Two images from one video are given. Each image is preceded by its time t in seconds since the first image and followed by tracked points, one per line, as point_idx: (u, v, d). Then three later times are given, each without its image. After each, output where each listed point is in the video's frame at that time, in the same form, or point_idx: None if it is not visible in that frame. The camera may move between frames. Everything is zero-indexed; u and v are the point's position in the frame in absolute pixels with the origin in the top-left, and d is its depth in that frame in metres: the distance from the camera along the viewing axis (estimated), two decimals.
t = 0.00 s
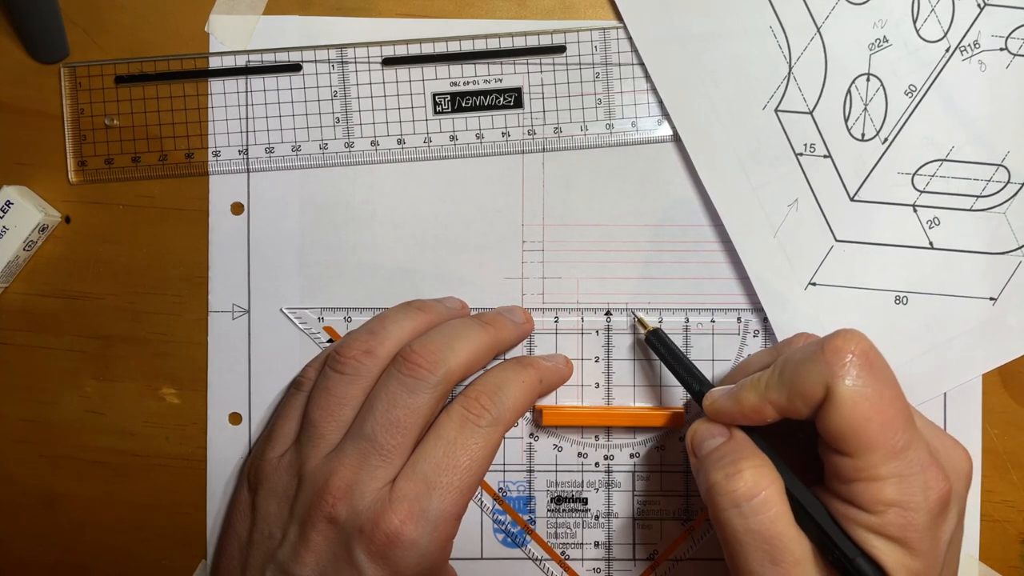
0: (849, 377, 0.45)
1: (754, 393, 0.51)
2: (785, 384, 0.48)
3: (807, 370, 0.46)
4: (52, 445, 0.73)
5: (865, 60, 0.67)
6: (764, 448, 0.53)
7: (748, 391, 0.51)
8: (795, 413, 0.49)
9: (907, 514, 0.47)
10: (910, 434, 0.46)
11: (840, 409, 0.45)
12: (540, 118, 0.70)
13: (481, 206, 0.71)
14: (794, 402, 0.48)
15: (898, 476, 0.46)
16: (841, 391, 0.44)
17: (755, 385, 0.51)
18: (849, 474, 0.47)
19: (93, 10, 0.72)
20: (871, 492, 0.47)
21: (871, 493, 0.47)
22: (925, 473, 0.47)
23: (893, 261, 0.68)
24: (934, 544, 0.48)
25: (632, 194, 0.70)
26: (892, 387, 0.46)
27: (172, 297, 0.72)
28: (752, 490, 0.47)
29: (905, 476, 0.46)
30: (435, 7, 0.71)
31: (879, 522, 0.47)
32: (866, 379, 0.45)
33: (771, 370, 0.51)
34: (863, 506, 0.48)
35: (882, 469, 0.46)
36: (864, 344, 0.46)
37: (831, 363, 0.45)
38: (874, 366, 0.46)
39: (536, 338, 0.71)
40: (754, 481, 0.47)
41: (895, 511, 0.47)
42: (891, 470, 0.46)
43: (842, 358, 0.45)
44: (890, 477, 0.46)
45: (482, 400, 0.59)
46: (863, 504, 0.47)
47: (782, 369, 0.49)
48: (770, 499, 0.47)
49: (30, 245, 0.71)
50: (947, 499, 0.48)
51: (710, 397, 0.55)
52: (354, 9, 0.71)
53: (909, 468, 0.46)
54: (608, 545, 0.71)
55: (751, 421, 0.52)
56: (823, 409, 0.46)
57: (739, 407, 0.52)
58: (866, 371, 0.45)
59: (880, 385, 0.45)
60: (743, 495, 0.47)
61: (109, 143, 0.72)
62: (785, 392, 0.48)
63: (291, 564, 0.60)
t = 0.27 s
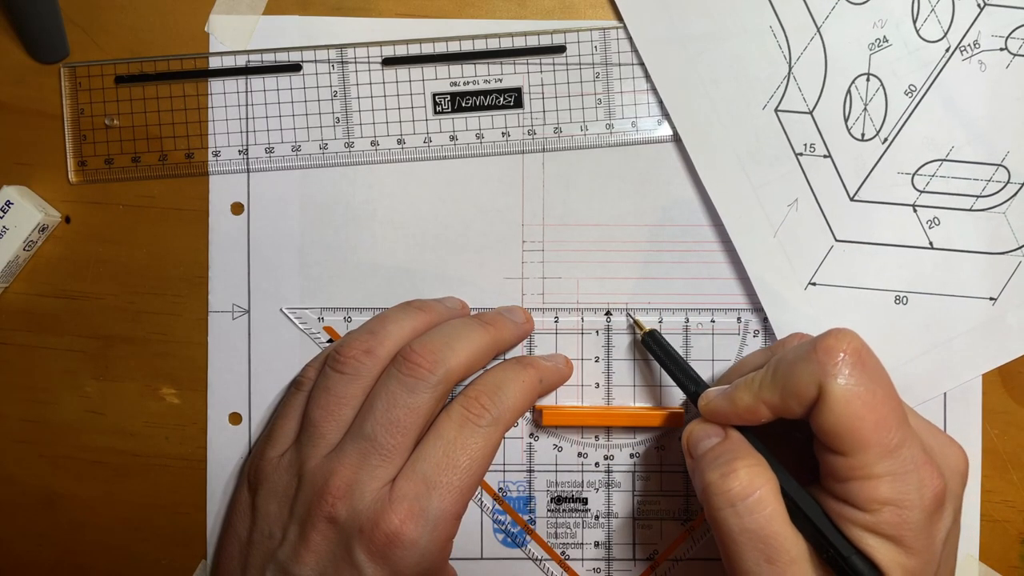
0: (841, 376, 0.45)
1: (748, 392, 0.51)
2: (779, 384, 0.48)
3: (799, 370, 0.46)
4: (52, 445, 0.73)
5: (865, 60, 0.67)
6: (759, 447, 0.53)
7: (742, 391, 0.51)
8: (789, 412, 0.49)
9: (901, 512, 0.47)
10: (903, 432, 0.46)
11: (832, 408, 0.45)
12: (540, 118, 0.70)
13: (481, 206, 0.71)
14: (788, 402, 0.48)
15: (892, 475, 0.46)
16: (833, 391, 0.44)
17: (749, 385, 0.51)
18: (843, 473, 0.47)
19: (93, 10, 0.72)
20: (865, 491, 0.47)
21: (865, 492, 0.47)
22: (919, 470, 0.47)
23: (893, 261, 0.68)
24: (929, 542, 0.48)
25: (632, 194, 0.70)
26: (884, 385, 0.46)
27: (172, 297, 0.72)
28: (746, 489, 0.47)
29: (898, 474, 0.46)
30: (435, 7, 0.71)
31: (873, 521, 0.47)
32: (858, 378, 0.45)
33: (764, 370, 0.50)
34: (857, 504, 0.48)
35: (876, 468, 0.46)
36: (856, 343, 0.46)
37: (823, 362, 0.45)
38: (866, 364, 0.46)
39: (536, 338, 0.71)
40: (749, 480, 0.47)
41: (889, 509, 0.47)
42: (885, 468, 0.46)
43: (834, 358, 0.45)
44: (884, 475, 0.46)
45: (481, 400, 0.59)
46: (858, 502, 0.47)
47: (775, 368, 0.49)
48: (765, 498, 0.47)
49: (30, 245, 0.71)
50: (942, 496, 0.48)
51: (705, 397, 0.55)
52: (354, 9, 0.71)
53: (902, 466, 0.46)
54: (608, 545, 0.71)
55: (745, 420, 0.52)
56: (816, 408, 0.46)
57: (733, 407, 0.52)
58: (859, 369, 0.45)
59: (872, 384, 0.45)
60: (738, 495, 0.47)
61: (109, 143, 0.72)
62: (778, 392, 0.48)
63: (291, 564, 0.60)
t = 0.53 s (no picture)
0: (845, 378, 0.45)
1: (750, 393, 0.51)
2: (782, 385, 0.48)
3: (803, 372, 0.47)
4: (52, 445, 0.73)
5: (864, 59, 0.67)
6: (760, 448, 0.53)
7: (744, 391, 0.51)
8: (792, 413, 0.49)
9: (903, 515, 0.47)
10: (906, 435, 0.46)
11: (835, 409, 0.45)
12: (540, 118, 0.70)
13: (482, 207, 0.71)
14: (791, 403, 0.48)
15: (894, 477, 0.46)
16: (837, 392, 0.44)
17: (752, 385, 0.51)
18: (846, 474, 0.47)
19: (93, 10, 0.72)
20: (867, 493, 0.47)
21: (868, 495, 0.47)
22: (922, 473, 0.47)
23: (892, 260, 0.68)
24: (930, 545, 0.48)
25: (632, 194, 0.70)
26: (888, 388, 0.46)
27: (172, 297, 0.72)
28: (749, 492, 0.47)
29: (901, 477, 0.46)
30: (435, 8, 0.71)
31: (875, 523, 0.47)
32: (861, 380, 0.45)
33: (768, 371, 0.50)
34: (859, 506, 0.48)
35: (878, 470, 0.46)
36: (859, 345, 0.46)
37: (827, 363, 0.45)
38: (871, 367, 0.46)
39: (536, 338, 0.71)
40: (750, 482, 0.47)
41: (891, 512, 0.47)
42: (887, 470, 0.46)
43: (837, 359, 0.45)
44: (886, 477, 0.46)
45: (481, 400, 0.59)
46: (859, 505, 0.47)
47: (778, 369, 0.49)
48: (766, 499, 0.47)
49: (30, 245, 0.71)
50: (943, 501, 0.48)
51: (707, 396, 0.55)
52: (354, 9, 0.71)
53: (906, 469, 0.46)
54: (608, 545, 0.71)
55: (748, 421, 0.52)
56: (819, 409, 0.46)
57: (735, 407, 0.52)
58: (862, 371, 0.45)
59: (876, 386, 0.45)
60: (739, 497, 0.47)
61: (109, 143, 0.72)
62: (781, 392, 0.48)
63: (291, 565, 0.60)
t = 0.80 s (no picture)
0: (868, 393, 0.44)
1: (764, 401, 0.51)
2: (800, 397, 0.48)
3: (823, 380, 0.46)
4: (52, 445, 0.73)
5: (863, 59, 0.67)
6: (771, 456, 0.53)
7: (759, 399, 0.51)
8: (808, 423, 0.48)
9: (921, 529, 0.47)
10: (925, 450, 0.46)
11: (857, 424, 0.45)
12: (539, 118, 0.70)
13: (481, 207, 0.71)
14: (810, 414, 0.48)
15: (912, 492, 0.46)
16: (861, 406, 0.44)
17: (767, 394, 0.51)
18: (863, 488, 0.48)
19: (93, 10, 0.72)
20: (885, 508, 0.47)
21: (891, 508, 0.47)
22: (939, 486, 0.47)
23: (889, 260, 0.68)
24: (943, 556, 0.48)
25: (632, 194, 0.70)
26: (909, 402, 0.46)
27: (172, 297, 0.72)
28: (767, 508, 0.47)
29: (919, 492, 0.46)
30: (434, 7, 0.71)
31: (891, 537, 0.47)
32: (885, 395, 0.44)
33: (785, 380, 0.50)
34: (874, 521, 0.48)
35: (897, 486, 0.46)
36: (883, 354, 0.45)
37: (850, 376, 0.45)
38: (892, 379, 0.45)
39: (536, 338, 0.71)
40: (764, 498, 0.47)
41: (907, 526, 0.47)
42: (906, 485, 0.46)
43: (860, 372, 0.45)
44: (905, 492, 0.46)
45: (483, 401, 0.60)
46: (874, 518, 0.48)
47: (795, 378, 0.49)
48: (778, 515, 0.47)
49: (30, 245, 0.71)
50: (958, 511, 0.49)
51: (720, 402, 0.55)
52: (354, 9, 0.71)
53: (924, 483, 0.46)
54: (608, 545, 0.71)
55: (762, 429, 0.52)
56: (838, 422, 0.46)
57: (748, 415, 0.52)
58: (886, 384, 0.45)
59: (899, 400, 0.45)
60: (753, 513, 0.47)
61: (109, 143, 0.72)
62: (798, 403, 0.48)
63: (291, 565, 0.60)
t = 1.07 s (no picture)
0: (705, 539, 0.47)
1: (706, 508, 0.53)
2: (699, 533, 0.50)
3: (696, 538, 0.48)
4: (52, 445, 0.73)
5: (863, 58, 0.67)
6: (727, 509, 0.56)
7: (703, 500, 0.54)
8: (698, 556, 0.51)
9: None
10: None
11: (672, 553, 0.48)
12: (539, 118, 0.70)
13: (481, 207, 0.71)
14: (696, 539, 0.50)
15: None
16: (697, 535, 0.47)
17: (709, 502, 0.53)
18: None
19: (93, 10, 0.72)
20: None
21: None
22: None
23: (889, 259, 0.68)
24: None
25: (632, 194, 0.70)
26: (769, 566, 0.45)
27: (172, 296, 0.72)
28: None
29: None
30: (435, 7, 0.71)
31: None
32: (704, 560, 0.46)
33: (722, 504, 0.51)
34: None
35: None
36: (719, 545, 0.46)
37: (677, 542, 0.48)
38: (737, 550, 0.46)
39: (536, 338, 0.71)
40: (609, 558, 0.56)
41: None
42: None
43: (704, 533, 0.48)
44: None
45: (483, 402, 0.60)
46: None
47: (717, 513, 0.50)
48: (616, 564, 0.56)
49: (30, 245, 0.71)
50: None
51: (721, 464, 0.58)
52: (354, 9, 0.71)
53: None
54: (608, 544, 0.71)
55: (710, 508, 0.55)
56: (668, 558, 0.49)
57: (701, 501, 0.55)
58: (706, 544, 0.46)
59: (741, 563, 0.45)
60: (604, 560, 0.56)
61: (109, 143, 0.72)
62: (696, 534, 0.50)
63: (291, 565, 0.60)
